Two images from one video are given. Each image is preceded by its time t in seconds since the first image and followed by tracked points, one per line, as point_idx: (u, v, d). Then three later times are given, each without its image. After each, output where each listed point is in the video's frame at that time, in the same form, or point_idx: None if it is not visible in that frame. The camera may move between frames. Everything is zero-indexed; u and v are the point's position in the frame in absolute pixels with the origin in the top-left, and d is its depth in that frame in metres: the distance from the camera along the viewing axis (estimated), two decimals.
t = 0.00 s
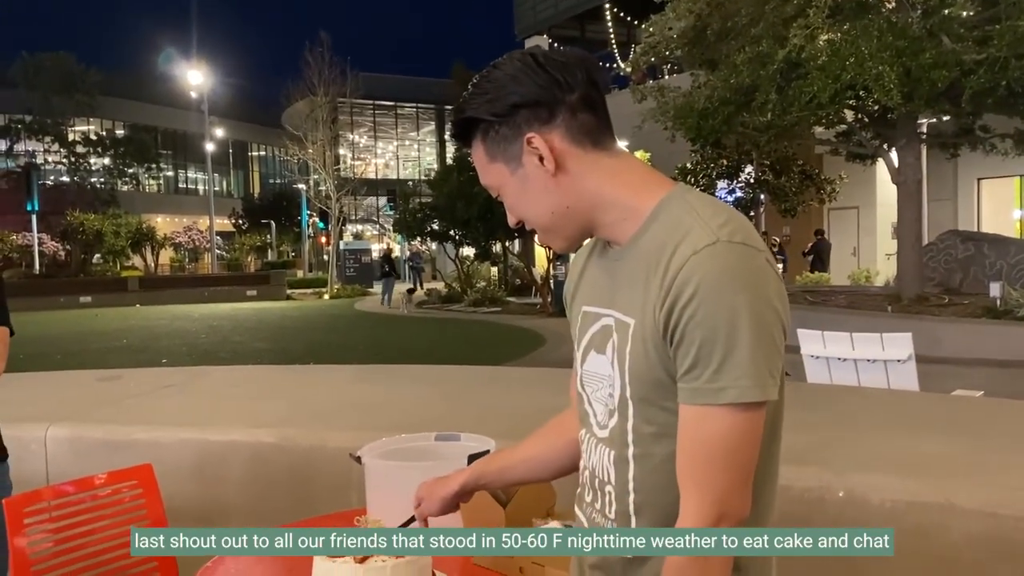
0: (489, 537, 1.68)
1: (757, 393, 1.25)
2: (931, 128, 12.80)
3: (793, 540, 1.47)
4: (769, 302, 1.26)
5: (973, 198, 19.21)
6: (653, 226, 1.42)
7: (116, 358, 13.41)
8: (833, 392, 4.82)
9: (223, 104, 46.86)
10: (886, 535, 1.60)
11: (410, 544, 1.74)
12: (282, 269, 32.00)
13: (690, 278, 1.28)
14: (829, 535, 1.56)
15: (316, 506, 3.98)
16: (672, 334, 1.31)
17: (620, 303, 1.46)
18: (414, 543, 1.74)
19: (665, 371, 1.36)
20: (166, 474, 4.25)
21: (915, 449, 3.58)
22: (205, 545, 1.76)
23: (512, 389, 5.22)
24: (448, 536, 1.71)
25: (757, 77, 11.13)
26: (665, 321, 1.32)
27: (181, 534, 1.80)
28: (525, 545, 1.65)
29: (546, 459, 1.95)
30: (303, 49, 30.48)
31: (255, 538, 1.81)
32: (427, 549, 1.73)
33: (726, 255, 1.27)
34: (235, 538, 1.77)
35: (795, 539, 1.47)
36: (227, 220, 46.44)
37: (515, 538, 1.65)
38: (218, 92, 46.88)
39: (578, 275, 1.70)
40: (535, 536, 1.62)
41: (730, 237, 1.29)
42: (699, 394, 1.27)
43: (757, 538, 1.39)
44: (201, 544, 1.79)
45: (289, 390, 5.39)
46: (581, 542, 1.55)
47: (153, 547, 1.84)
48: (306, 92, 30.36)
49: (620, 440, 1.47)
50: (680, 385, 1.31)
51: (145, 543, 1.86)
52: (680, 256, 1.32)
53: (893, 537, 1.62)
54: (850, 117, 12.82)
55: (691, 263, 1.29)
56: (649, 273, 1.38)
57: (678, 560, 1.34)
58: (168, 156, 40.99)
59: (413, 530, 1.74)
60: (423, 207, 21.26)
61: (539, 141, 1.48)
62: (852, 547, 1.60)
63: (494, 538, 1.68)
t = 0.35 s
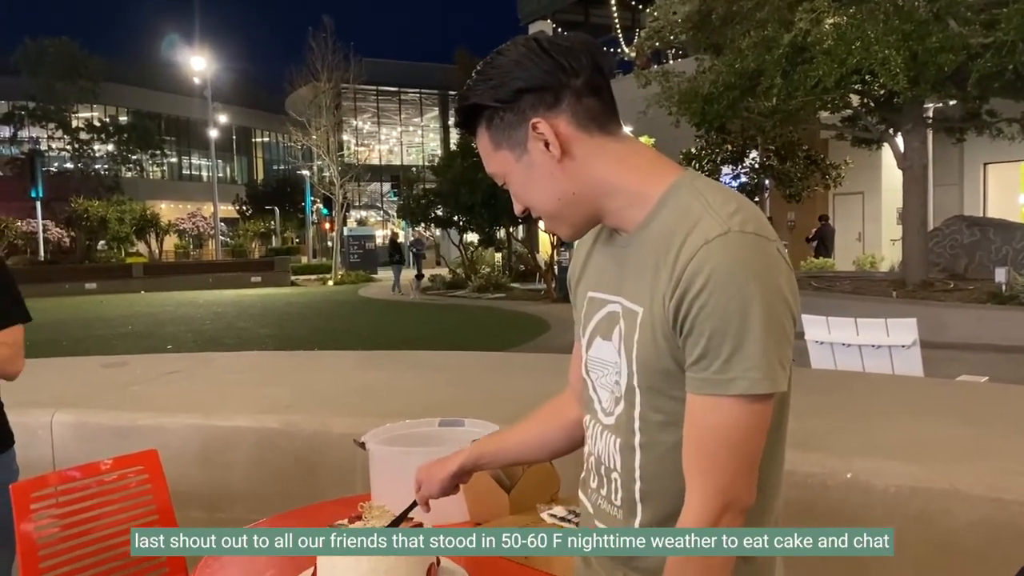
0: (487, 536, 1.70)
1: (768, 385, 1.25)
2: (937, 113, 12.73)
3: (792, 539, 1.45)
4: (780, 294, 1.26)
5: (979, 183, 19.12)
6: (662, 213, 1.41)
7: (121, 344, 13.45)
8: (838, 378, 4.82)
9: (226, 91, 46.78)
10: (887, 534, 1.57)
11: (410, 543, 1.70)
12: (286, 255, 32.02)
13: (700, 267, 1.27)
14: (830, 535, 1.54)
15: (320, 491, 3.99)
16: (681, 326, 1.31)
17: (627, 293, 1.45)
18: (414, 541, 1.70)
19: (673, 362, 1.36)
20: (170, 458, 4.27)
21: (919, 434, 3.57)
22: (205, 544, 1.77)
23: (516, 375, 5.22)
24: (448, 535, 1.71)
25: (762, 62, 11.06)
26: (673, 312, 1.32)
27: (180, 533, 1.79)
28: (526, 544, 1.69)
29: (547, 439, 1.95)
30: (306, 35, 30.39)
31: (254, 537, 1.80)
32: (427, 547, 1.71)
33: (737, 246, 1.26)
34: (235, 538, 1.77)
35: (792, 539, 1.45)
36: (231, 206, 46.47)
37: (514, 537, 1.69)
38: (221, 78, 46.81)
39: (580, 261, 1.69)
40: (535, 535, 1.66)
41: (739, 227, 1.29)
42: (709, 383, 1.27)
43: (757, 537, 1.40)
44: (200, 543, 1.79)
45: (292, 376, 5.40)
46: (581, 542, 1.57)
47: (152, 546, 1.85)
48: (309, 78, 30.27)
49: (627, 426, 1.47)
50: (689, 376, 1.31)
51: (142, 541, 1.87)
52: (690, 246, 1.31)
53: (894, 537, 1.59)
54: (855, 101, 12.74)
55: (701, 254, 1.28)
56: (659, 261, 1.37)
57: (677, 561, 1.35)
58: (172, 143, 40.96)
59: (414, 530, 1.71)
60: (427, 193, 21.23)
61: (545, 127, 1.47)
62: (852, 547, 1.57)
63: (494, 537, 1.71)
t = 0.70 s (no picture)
0: (487, 536, 1.81)
1: (776, 373, 1.25)
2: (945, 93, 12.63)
3: (793, 539, 1.46)
4: (788, 280, 1.26)
5: (987, 164, 18.99)
6: (669, 196, 1.41)
7: (127, 325, 13.49)
8: (843, 359, 4.82)
9: (230, 70, 46.59)
10: (887, 536, 1.60)
11: (409, 543, 1.83)
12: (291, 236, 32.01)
13: (708, 253, 1.27)
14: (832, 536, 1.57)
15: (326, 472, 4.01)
16: (689, 314, 1.31)
17: (634, 276, 1.45)
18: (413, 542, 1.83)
19: (680, 346, 1.36)
20: (176, 439, 4.29)
21: (924, 415, 3.57)
22: (206, 544, 1.92)
23: (522, 355, 5.23)
24: (448, 536, 1.82)
25: (768, 41, 10.96)
26: (681, 299, 1.32)
27: (181, 533, 1.92)
28: (526, 544, 1.80)
29: (543, 417, 1.98)
30: (310, 15, 30.23)
31: (254, 537, 1.97)
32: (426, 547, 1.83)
33: (746, 232, 1.26)
34: (236, 538, 1.95)
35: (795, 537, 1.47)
36: (236, 187, 46.43)
37: (516, 538, 1.81)
38: (225, 58, 46.62)
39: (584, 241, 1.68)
40: (536, 536, 1.77)
41: (751, 213, 1.28)
42: (717, 371, 1.27)
43: (757, 538, 1.40)
44: (201, 543, 1.92)
45: (297, 356, 5.42)
46: (581, 542, 1.59)
47: (152, 546, 1.95)
48: (313, 57, 30.14)
49: (633, 410, 1.47)
50: (697, 362, 1.30)
51: (142, 541, 1.97)
52: (699, 231, 1.30)
53: (893, 538, 1.63)
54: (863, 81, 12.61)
55: (709, 240, 1.28)
56: (668, 244, 1.37)
57: (679, 560, 1.36)
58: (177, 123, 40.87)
59: (413, 531, 1.82)
60: (431, 173, 21.16)
61: (550, 110, 1.46)
62: (851, 547, 1.60)
63: (494, 538, 1.81)
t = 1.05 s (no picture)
0: (488, 537, 1.88)
1: (790, 342, 1.22)
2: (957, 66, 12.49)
3: (794, 540, 1.45)
4: (799, 248, 1.23)
5: (999, 138, 18.82)
6: (676, 165, 1.38)
7: (135, 298, 13.52)
8: (852, 333, 4.80)
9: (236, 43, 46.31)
10: (888, 536, 1.62)
11: (409, 543, 1.86)
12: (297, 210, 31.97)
13: (718, 223, 1.25)
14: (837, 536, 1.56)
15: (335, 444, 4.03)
16: (699, 286, 1.29)
17: (643, 249, 1.42)
18: (413, 542, 1.86)
19: (691, 320, 1.34)
20: (185, 411, 4.30)
21: (935, 390, 3.55)
22: (205, 544, 1.95)
23: (529, 330, 5.22)
24: (448, 536, 1.88)
25: (779, 13, 10.82)
26: (690, 272, 1.30)
27: (181, 533, 1.94)
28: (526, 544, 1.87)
29: (538, 385, 1.98)
30: None
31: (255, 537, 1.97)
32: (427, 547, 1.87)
33: (758, 198, 1.23)
34: (236, 538, 1.97)
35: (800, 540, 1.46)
36: (243, 161, 46.34)
37: (516, 538, 1.87)
38: (231, 31, 46.35)
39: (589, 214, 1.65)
40: (536, 537, 1.85)
41: (760, 181, 1.26)
42: (729, 344, 1.24)
43: (759, 538, 1.38)
44: (201, 543, 1.96)
45: (304, 329, 5.42)
46: (581, 542, 1.64)
47: (151, 546, 1.96)
48: (319, 30, 29.94)
49: (647, 381, 1.45)
50: (708, 334, 1.28)
51: (141, 541, 1.97)
52: (708, 201, 1.28)
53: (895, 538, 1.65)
54: (874, 53, 12.43)
55: (719, 208, 1.25)
56: (677, 213, 1.35)
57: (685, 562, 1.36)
58: (184, 96, 40.71)
59: (413, 532, 1.86)
60: (438, 147, 21.05)
61: (551, 85, 1.43)
62: (853, 548, 1.60)
63: (494, 538, 1.88)
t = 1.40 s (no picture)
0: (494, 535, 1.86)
1: (818, 313, 1.19)
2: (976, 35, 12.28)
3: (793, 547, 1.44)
4: (826, 216, 1.20)
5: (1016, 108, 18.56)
6: (694, 131, 1.34)
7: (145, 266, 13.53)
8: (866, 304, 4.75)
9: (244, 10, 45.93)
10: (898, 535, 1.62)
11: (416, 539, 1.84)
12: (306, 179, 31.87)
13: (744, 191, 1.21)
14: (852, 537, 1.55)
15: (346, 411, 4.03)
16: (722, 258, 1.25)
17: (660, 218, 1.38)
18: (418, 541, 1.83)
19: (713, 292, 1.31)
20: (196, 377, 4.30)
21: (950, 362, 3.52)
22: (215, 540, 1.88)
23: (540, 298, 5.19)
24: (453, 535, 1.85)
25: None
26: (712, 243, 1.26)
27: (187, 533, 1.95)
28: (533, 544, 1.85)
29: (535, 350, 1.95)
30: None
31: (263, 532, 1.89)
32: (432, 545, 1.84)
33: (786, 165, 1.19)
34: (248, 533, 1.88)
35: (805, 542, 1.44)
36: (251, 130, 46.18)
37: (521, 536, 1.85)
38: None
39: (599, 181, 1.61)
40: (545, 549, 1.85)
41: (786, 147, 1.21)
42: (752, 317, 1.21)
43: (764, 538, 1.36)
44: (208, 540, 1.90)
45: (314, 297, 5.40)
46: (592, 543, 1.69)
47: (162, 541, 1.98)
48: None
49: (667, 356, 1.42)
50: (730, 308, 1.25)
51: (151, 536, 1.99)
52: (731, 169, 1.24)
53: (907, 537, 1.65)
54: (891, 21, 12.22)
55: (744, 176, 1.21)
56: (699, 178, 1.30)
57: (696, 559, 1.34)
58: (192, 64, 40.47)
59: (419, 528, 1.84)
60: (447, 116, 20.89)
61: (556, 52, 1.36)
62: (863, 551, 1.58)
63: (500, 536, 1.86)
